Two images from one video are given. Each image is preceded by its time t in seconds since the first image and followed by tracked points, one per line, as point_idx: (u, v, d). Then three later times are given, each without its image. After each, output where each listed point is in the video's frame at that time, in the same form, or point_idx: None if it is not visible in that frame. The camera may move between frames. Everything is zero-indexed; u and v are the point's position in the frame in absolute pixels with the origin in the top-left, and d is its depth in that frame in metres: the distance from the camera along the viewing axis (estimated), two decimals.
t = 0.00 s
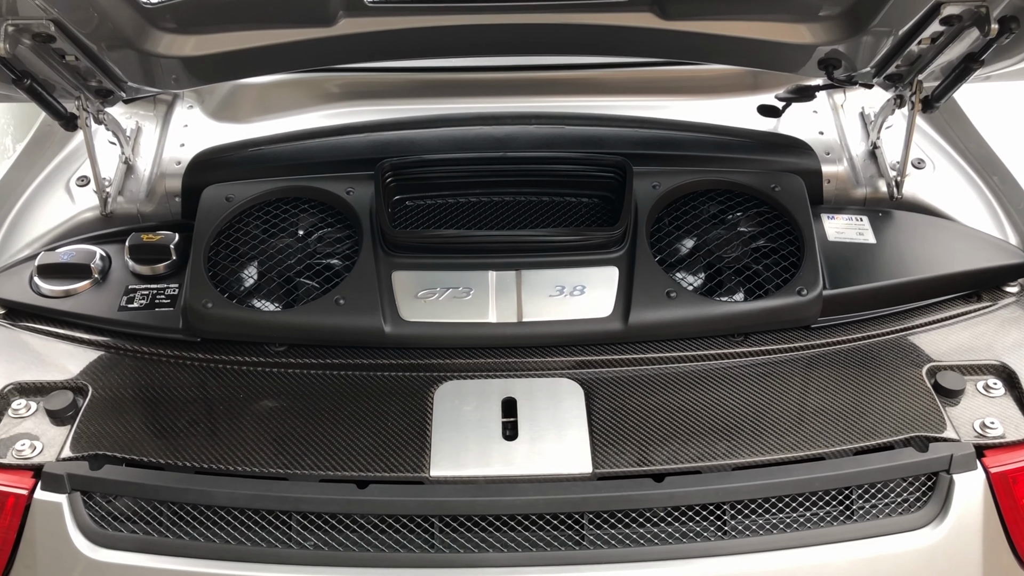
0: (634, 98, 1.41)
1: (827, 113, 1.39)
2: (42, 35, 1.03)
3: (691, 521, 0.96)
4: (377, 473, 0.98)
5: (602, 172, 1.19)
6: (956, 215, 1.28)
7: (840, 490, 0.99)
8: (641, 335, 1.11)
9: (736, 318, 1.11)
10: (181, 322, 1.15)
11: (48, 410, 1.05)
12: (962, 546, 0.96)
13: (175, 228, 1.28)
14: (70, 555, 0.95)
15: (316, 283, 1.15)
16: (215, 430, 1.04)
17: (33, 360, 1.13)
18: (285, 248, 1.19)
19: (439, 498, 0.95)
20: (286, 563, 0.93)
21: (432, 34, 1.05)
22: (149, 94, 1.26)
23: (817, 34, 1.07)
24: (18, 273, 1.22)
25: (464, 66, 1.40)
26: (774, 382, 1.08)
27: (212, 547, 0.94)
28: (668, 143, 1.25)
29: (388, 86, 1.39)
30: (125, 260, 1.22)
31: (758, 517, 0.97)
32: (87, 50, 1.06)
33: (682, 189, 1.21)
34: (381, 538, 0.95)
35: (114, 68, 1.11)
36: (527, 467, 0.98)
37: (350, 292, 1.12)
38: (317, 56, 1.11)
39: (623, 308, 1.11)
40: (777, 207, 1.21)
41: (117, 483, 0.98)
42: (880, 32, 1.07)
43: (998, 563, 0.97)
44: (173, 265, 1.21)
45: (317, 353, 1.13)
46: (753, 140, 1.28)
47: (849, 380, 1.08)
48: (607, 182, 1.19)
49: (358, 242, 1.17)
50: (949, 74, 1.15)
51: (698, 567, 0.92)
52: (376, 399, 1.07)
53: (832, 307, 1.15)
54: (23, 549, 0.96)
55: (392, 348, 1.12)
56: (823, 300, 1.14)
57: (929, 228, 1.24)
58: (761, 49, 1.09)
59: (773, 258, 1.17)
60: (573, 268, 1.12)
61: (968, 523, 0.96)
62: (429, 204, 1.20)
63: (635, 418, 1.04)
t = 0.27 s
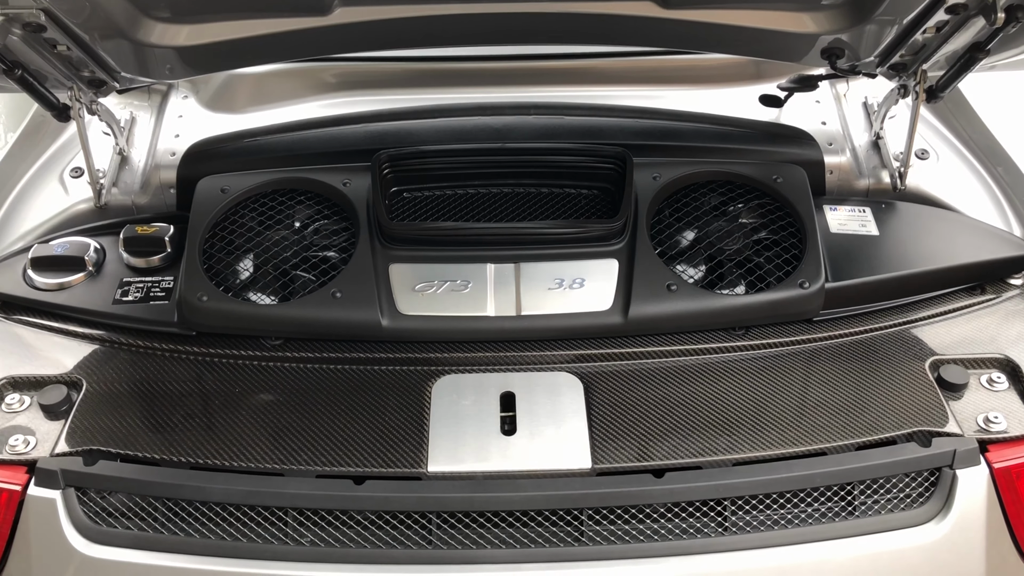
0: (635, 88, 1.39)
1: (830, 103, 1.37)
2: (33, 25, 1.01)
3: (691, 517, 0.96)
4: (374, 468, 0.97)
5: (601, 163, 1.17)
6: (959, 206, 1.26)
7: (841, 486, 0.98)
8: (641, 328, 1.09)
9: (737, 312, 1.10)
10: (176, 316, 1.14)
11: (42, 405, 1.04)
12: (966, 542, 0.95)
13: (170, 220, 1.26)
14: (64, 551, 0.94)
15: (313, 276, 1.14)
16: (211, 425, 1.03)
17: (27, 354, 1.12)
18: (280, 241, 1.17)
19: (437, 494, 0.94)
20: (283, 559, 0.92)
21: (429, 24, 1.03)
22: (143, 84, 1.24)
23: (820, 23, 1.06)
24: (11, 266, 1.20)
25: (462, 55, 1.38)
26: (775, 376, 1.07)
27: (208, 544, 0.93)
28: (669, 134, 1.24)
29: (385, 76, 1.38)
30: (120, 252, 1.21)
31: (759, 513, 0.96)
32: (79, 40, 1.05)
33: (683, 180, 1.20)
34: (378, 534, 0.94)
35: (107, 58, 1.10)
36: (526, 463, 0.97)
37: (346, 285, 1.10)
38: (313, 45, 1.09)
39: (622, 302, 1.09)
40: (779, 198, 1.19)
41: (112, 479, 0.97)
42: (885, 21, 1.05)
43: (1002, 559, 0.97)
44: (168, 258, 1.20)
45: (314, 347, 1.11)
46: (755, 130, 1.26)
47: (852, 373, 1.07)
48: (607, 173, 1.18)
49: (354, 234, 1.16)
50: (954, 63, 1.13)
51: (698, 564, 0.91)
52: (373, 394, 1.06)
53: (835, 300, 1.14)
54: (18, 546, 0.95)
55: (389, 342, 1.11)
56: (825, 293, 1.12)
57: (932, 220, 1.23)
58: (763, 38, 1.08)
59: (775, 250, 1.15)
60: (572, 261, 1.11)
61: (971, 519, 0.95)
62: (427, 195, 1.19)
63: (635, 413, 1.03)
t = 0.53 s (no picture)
0: (637, 81, 1.38)
1: (834, 96, 1.35)
2: (27, 20, 0.99)
3: (693, 516, 0.95)
4: (374, 467, 0.97)
5: (603, 158, 1.16)
6: (964, 201, 1.24)
7: (845, 485, 0.97)
8: (643, 325, 1.08)
9: (740, 308, 1.08)
10: (174, 312, 1.13)
11: (39, 403, 1.03)
12: (971, 542, 0.94)
13: (168, 215, 1.25)
14: (60, 551, 0.93)
15: (311, 272, 1.13)
16: (209, 423, 1.02)
17: (23, 352, 1.11)
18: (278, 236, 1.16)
19: (437, 493, 0.93)
20: (281, 559, 0.91)
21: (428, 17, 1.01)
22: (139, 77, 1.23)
23: (825, 16, 1.04)
24: (7, 262, 1.19)
25: (462, 48, 1.36)
26: (778, 373, 1.06)
27: (207, 543, 0.93)
28: (671, 128, 1.22)
29: (384, 69, 1.36)
30: (117, 248, 1.19)
31: (762, 512, 0.95)
32: (74, 34, 1.03)
33: (686, 175, 1.18)
34: (378, 533, 0.94)
35: (102, 51, 1.08)
36: (526, 462, 0.96)
37: (346, 281, 1.09)
38: (311, 38, 1.07)
39: (624, 298, 1.08)
40: (783, 193, 1.18)
41: (109, 479, 0.97)
42: (891, 15, 1.03)
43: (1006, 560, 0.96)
44: (166, 253, 1.19)
45: (312, 344, 1.10)
46: (758, 124, 1.25)
47: (856, 371, 1.06)
48: (609, 168, 1.16)
49: (353, 230, 1.15)
50: (960, 56, 1.12)
51: (700, 564, 0.90)
52: (373, 391, 1.05)
53: (839, 296, 1.13)
54: (15, 545, 0.95)
55: (389, 339, 1.10)
56: (829, 289, 1.11)
57: (937, 215, 1.21)
58: (768, 32, 1.06)
59: (779, 246, 1.14)
60: (574, 257, 1.10)
61: (975, 518, 0.94)
62: (427, 190, 1.17)
63: (637, 411, 1.02)
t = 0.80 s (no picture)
0: (639, 74, 1.37)
1: (837, 89, 1.34)
2: (22, 12, 0.98)
3: (694, 513, 0.94)
4: (373, 463, 0.96)
5: (604, 151, 1.15)
6: (967, 195, 1.23)
7: (847, 481, 0.96)
8: (644, 320, 1.08)
9: (742, 304, 1.08)
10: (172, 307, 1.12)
11: (37, 398, 1.02)
12: (974, 539, 0.93)
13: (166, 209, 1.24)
14: (58, 547, 0.92)
15: (310, 267, 1.12)
16: (208, 419, 1.01)
17: (21, 347, 1.10)
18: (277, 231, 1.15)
19: (436, 490, 0.93)
20: (280, 556, 0.91)
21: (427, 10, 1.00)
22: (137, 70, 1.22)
23: (828, 8, 1.03)
24: (5, 256, 1.18)
25: (462, 41, 1.35)
26: (780, 369, 1.05)
27: (205, 540, 0.92)
28: (673, 121, 1.21)
29: (383, 62, 1.35)
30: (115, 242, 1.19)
31: (763, 509, 0.95)
32: (70, 27, 1.02)
33: (687, 169, 1.17)
34: (377, 530, 0.93)
35: (98, 44, 1.07)
36: (526, 458, 0.95)
37: (345, 277, 1.08)
38: (309, 31, 1.06)
39: (626, 294, 1.08)
40: (785, 187, 1.17)
41: (107, 475, 0.96)
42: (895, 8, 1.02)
43: (1008, 556, 0.95)
44: (164, 248, 1.18)
45: (311, 339, 1.10)
46: (761, 118, 1.23)
47: (859, 366, 1.06)
48: (610, 162, 1.15)
49: (353, 224, 1.14)
50: (965, 49, 1.11)
51: (702, 561, 0.89)
52: (372, 387, 1.04)
53: (842, 291, 1.12)
54: (12, 541, 0.94)
55: (388, 334, 1.09)
56: (832, 284, 1.10)
57: (940, 209, 1.20)
58: (771, 24, 1.05)
59: (781, 241, 1.13)
60: (575, 251, 1.09)
61: (978, 515, 0.94)
62: (426, 184, 1.17)
63: (638, 406, 1.01)
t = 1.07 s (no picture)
0: (638, 68, 1.36)
1: (836, 83, 1.34)
2: (19, 5, 0.97)
3: (691, 507, 0.94)
4: (371, 458, 0.96)
5: (602, 146, 1.14)
6: (966, 189, 1.23)
7: (845, 476, 0.96)
8: (642, 314, 1.07)
9: (740, 298, 1.08)
10: (170, 302, 1.12)
11: (35, 393, 1.02)
12: (971, 533, 0.93)
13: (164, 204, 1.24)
14: (56, 541, 0.93)
15: (308, 262, 1.12)
16: (207, 412, 1.02)
17: (19, 341, 1.10)
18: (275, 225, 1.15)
19: (434, 484, 0.93)
20: (278, 549, 0.91)
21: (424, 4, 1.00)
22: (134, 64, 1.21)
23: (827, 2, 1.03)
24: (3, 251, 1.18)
25: (460, 35, 1.35)
26: (778, 363, 1.05)
27: (203, 534, 0.92)
28: (671, 115, 1.21)
29: (381, 56, 1.34)
30: (113, 237, 1.19)
31: (761, 503, 0.95)
32: (67, 21, 1.02)
33: (686, 163, 1.17)
34: (375, 524, 0.93)
35: (96, 38, 1.07)
36: (523, 452, 0.96)
37: (342, 271, 1.08)
38: (307, 24, 1.06)
39: (623, 288, 1.07)
40: (784, 182, 1.17)
41: (104, 469, 0.96)
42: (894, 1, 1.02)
43: (1006, 550, 0.96)
44: (162, 242, 1.18)
45: (309, 334, 1.10)
46: (759, 112, 1.23)
47: (857, 360, 1.06)
48: (608, 157, 1.15)
49: (351, 218, 1.14)
50: (963, 42, 1.10)
51: (699, 555, 0.89)
52: (369, 381, 1.04)
53: (840, 286, 1.12)
54: (9, 536, 0.94)
55: (387, 329, 1.09)
56: (830, 278, 1.10)
57: (938, 204, 1.20)
58: (769, 17, 1.05)
59: (780, 235, 1.13)
60: (572, 246, 1.09)
61: (976, 509, 0.94)
62: (424, 179, 1.16)
63: (636, 400, 1.02)
